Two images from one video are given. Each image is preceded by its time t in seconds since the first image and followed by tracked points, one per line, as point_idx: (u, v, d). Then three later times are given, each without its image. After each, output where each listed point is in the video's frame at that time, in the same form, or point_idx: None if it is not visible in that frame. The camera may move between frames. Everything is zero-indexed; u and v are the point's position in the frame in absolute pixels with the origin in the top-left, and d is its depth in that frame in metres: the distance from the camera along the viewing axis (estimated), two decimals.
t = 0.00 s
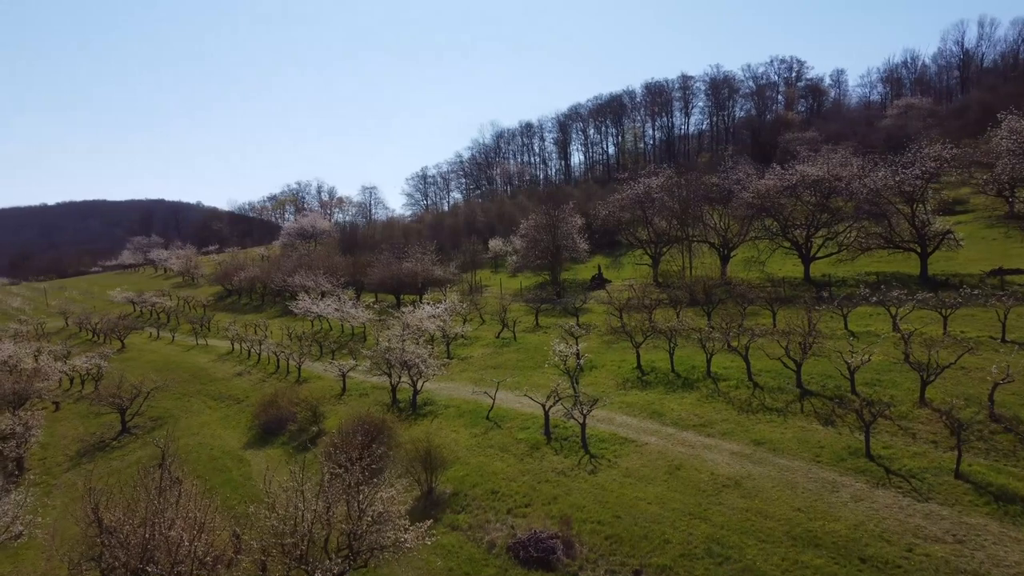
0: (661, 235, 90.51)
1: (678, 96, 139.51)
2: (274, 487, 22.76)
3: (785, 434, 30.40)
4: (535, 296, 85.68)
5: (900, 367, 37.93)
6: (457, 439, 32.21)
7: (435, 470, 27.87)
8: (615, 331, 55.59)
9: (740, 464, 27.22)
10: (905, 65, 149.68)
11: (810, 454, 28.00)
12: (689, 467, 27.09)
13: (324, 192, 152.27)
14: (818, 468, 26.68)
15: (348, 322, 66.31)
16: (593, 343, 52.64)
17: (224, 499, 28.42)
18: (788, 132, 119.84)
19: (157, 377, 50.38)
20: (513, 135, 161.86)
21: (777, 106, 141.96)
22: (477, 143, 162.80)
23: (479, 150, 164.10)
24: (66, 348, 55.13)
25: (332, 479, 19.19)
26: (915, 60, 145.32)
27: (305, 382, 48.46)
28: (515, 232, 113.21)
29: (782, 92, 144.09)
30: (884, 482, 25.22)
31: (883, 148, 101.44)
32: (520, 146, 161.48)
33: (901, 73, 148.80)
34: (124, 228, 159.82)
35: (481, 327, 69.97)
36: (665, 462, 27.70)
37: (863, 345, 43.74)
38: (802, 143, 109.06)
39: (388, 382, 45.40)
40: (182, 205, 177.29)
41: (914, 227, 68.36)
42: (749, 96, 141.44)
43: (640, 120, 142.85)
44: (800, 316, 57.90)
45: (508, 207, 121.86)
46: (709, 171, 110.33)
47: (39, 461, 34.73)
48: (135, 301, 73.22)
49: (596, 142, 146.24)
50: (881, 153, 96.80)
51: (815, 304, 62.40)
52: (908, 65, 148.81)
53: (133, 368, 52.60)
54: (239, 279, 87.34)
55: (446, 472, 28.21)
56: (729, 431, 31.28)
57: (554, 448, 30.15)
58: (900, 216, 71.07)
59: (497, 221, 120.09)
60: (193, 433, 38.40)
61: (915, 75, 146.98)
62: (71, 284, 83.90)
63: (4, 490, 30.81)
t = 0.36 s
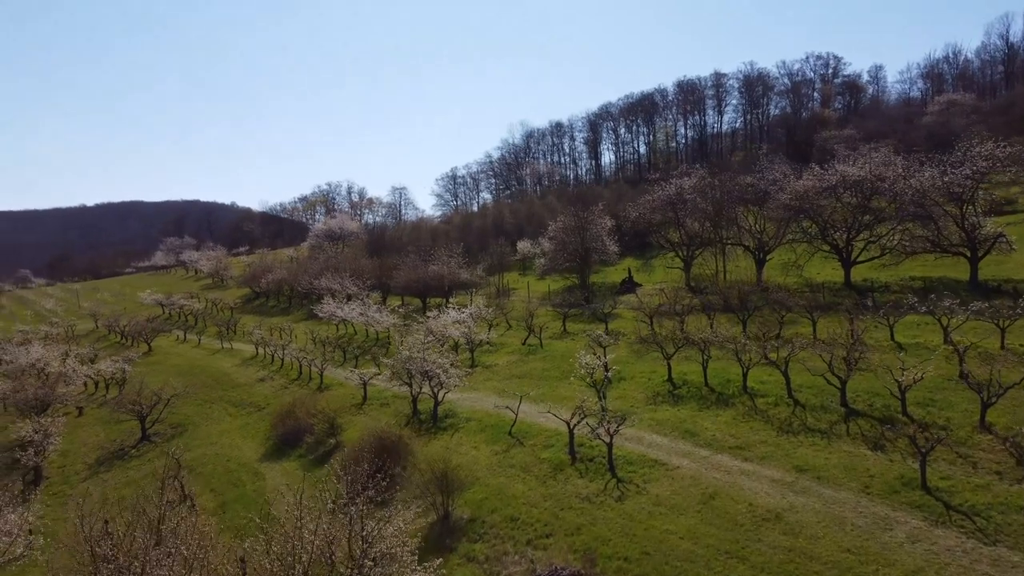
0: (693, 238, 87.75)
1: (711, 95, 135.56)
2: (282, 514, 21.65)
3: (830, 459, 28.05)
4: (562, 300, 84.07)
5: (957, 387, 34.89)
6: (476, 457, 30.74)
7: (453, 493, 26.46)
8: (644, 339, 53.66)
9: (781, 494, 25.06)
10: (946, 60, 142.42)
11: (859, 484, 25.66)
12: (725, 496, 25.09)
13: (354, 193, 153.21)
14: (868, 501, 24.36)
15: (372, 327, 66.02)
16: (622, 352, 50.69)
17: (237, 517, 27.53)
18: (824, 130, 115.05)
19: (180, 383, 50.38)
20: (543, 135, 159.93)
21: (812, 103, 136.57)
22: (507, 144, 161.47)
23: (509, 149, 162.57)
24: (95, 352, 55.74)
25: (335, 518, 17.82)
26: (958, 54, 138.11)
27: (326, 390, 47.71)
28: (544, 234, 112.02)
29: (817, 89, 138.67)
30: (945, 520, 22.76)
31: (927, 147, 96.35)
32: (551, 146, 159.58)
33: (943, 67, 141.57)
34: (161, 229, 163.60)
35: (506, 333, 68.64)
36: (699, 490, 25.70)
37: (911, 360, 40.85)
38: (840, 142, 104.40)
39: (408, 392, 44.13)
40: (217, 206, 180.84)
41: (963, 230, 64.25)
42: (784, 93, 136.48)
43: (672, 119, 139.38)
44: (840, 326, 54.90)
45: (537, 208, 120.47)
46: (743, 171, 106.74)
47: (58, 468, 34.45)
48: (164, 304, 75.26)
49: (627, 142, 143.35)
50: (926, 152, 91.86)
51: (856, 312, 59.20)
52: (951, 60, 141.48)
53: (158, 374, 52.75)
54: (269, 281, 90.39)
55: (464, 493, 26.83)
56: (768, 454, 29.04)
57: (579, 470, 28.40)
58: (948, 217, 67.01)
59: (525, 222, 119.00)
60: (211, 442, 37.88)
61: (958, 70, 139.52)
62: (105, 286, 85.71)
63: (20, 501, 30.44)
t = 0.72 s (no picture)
0: (727, 241, 84.68)
1: (745, 92, 131.38)
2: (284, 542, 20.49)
3: (880, 490, 25.70)
4: (591, 305, 82.18)
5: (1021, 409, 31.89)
6: (497, 478, 29.29)
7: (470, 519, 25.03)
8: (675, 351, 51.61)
9: (826, 531, 22.96)
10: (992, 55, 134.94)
11: (915, 522, 23.31)
12: (764, 531, 23.13)
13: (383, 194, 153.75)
14: (926, 543, 22.05)
15: (397, 333, 65.38)
16: (653, 364, 48.69)
17: (248, 538, 26.60)
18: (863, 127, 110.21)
19: (204, 389, 50.30)
20: (573, 134, 157.73)
21: (850, 100, 131.09)
22: (537, 143, 159.69)
23: (539, 150, 160.80)
24: (123, 356, 56.32)
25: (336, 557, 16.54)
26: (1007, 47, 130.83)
27: (348, 399, 46.99)
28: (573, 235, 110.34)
29: (856, 85, 133.09)
30: (1016, 570, 20.33)
31: (976, 144, 91.06)
32: (581, 146, 157.26)
33: (987, 62, 134.06)
34: (196, 230, 167.14)
35: (533, 340, 67.20)
36: (735, 523, 23.78)
37: (967, 379, 37.84)
38: (881, 140, 99.43)
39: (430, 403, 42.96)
40: (250, 208, 184.17)
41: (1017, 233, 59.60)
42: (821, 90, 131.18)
43: (705, 117, 135.73)
44: (886, 338, 51.86)
45: (566, 209, 118.75)
46: (779, 171, 102.94)
47: (77, 477, 34.17)
48: (192, 307, 77.39)
49: (659, 141, 140.08)
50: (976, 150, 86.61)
51: (902, 321, 55.95)
52: (996, 54, 134.27)
53: (183, 380, 52.86)
54: (298, 282, 91.29)
55: (482, 520, 25.46)
56: (810, 482, 26.86)
57: (605, 496, 26.68)
58: (1001, 219, 62.30)
59: (555, 224, 117.39)
60: (230, 452, 37.33)
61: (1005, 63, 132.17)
62: (139, 289, 87.45)
63: (37, 511, 30.13)
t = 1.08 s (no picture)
0: (762, 243, 81.11)
1: (781, 89, 126.84)
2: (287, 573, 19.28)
3: (938, 527, 23.34)
4: (621, 311, 80.10)
5: None
6: (518, 501, 27.81)
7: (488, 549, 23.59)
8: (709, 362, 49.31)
9: None
10: None
11: (981, 567, 20.98)
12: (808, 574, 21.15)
13: (412, 194, 153.64)
14: None
15: (422, 338, 64.43)
16: (685, 376, 46.42)
17: (259, 560, 25.68)
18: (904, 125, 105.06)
19: (227, 395, 50.05)
20: (604, 133, 154.92)
21: (890, 96, 125.24)
22: (567, 143, 157.26)
23: (569, 149, 158.42)
24: (149, 360, 56.70)
25: None
26: None
27: (370, 407, 46.06)
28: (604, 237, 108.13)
29: (896, 81, 127.32)
30: None
31: None
32: (612, 145, 154.44)
33: None
34: (228, 230, 169.83)
35: (560, 346, 65.53)
36: (775, 563, 21.85)
37: None
38: (924, 137, 94.19)
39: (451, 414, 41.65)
40: (281, 209, 186.57)
41: None
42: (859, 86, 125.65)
43: (739, 115, 131.65)
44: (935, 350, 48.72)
45: (597, 210, 116.57)
46: (818, 171, 98.70)
47: (95, 486, 33.81)
48: (220, 309, 78.39)
49: (692, 140, 136.35)
50: None
51: (954, 331, 52.47)
52: None
53: (206, 384, 52.75)
54: (326, 285, 91.34)
55: (500, 550, 24.07)
56: (859, 515, 24.60)
57: (633, 526, 24.93)
58: None
59: (584, 225, 115.33)
60: (249, 462, 36.63)
61: None
62: (170, 291, 88.86)
63: (53, 522, 29.73)
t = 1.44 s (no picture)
0: (800, 247, 77.41)
1: (817, 86, 122.16)
2: None
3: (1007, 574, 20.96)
4: (651, 316, 77.91)
5: None
6: (539, 527, 26.28)
7: None
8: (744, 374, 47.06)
9: None
10: None
11: None
12: None
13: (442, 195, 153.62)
14: None
15: (446, 343, 63.44)
16: (718, 389, 44.24)
17: None
18: (948, 121, 99.69)
19: (250, 401, 49.80)
20: (635, 132, 152.05)
21: (931, 92, 119.26)
22: (598, 142, 154.80)
23: (600, 148, 155.93)
24: (175, 364, 56.96)
25: None
26: None
27: (391, 416, 45.12)
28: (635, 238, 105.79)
29: (937, 76, 121.34)
30: None
31: None
32: (643, 144, 151.55)
33: None
34: (261, 231, 172.41)
35: (587, 354, 63.81)
36: None
37: None
38: (970, 133, 88.97)
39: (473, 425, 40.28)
40: (312, 210, 188.73)
41: None
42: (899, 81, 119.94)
43: (774, 113, 127.46)
44: (991, 364, 45.46)
45: (627, 210, 114.19)
46: (857, 169, 94.34)
47: (112, 495, 33.42)
48: (248, 311, 78.95)
49: (726, 138, 132.60)
50: None
51: (1010, 343, 48.91)
52: None
53: (229, 389, 52.62)
54: (353, 287, 91.25)
55: None
56: (916, 559, 22.25)
57: (662, 561, 23.17)
58: None
59: (614, 226, 113.13)
60: (266, 473, 35.88)
61: None
62: (201, 293, 90.17)
63: (67, 535, 29.29)
